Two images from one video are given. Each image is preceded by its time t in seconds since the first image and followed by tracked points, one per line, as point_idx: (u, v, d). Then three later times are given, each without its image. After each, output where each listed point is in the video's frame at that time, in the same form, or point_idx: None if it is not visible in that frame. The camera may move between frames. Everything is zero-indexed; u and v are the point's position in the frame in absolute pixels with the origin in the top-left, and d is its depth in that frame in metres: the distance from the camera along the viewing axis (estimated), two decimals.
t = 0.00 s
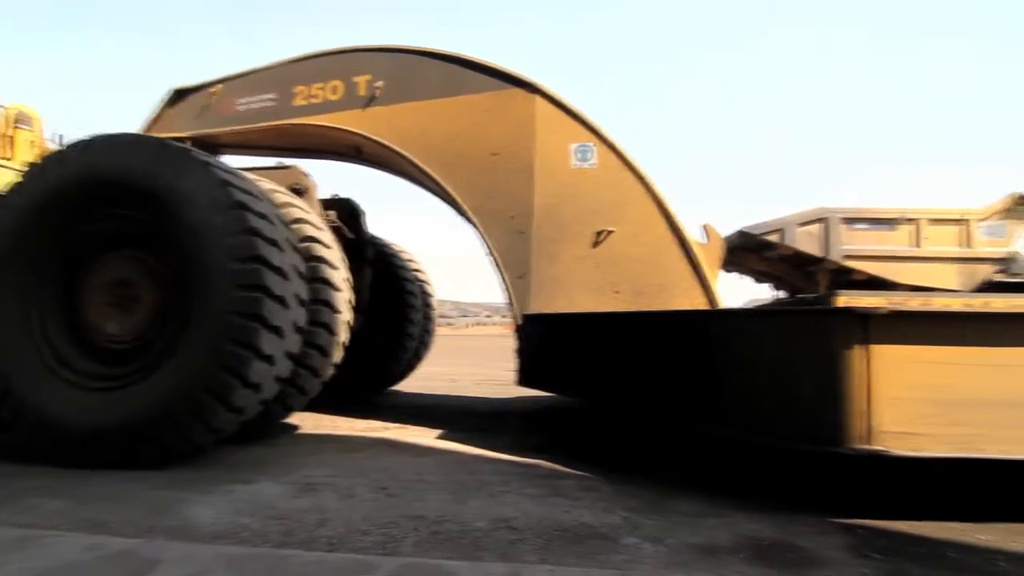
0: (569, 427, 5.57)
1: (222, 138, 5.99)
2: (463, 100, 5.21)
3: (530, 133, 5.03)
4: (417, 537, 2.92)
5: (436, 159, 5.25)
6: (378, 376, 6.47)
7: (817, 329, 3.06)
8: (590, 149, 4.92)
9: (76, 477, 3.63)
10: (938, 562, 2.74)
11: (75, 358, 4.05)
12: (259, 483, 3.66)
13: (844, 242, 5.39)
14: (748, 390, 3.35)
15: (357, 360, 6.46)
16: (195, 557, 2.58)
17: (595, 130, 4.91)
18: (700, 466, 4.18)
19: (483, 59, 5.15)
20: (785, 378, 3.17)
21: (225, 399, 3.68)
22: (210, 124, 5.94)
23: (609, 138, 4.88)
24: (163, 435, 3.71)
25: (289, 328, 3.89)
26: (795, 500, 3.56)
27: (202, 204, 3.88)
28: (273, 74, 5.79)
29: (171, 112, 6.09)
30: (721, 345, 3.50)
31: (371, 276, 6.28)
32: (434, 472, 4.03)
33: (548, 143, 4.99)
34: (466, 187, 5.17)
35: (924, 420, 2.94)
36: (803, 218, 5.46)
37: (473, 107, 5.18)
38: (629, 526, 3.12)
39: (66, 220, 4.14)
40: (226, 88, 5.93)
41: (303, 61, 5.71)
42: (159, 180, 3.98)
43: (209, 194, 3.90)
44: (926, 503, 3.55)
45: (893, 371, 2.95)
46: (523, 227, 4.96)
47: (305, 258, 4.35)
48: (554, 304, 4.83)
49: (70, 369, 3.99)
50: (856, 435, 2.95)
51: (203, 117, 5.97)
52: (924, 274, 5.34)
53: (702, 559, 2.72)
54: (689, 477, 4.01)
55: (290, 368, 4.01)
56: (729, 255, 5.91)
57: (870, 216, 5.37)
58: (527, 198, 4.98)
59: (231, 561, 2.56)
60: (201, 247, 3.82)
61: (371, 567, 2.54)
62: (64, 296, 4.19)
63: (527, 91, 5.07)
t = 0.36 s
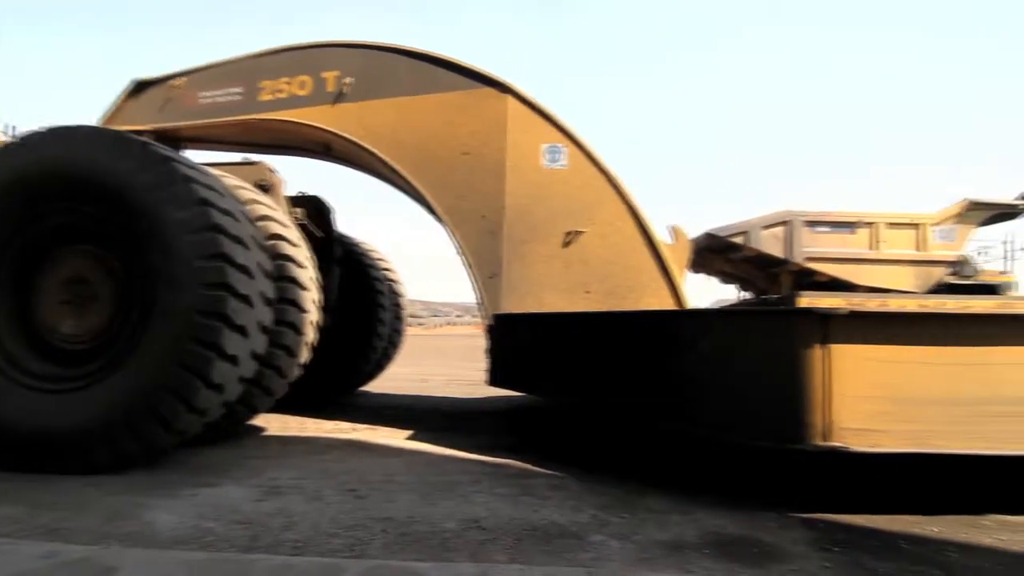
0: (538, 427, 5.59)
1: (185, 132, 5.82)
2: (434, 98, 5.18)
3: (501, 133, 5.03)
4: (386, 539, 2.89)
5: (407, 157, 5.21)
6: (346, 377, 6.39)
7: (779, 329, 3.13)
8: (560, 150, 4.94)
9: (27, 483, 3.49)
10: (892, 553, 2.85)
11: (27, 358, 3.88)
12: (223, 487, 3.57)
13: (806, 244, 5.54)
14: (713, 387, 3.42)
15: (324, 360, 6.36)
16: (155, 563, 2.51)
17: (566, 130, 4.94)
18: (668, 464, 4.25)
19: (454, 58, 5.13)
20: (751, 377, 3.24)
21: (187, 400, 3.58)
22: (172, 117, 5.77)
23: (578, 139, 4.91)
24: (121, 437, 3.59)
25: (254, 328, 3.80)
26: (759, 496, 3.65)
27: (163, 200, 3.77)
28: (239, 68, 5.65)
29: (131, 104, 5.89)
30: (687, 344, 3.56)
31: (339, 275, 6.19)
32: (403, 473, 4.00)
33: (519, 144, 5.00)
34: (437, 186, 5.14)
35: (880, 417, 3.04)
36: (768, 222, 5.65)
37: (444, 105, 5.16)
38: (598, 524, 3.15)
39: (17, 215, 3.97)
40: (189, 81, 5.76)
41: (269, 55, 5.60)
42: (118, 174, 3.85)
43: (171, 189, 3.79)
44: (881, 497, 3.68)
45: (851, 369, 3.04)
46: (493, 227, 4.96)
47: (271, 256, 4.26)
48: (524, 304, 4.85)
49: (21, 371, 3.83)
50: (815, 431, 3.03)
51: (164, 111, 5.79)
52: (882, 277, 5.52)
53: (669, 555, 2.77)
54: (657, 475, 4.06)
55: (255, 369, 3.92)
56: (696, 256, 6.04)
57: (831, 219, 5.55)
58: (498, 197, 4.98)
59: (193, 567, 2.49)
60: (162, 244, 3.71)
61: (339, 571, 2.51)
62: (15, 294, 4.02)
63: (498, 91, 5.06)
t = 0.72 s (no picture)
0: (515, 427, 5.60)
1: (153, 127, 5.67)
2: (411, 96, 5.14)
3: (478, 133, 5.02)
4: (360, 541, 2.86)
5: (383, 155, 5.17)
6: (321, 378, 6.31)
7: (751, 329, 3.19)
8: (537, 150, 4.95)
9: None
10: (858, 548, 2.92)
11: None
12: (191, 490, 3.49)
13: (778, 246, 5.70)
14: (688, 387, 3.46)
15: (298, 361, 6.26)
16: (120, 569, 2.44)
17: (542, 131, 4.95)
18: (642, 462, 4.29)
19: (431, 56, 5.10)
20: (724, 376, 3.29)
21: (154, 402, 3.48)
22: (140, 111, 5.61)
23: (555, 139, 4.93)
24: (85, 440, 3.48)
25: (225, 328, 3.72)
26: (731, 494, 3.70)
27: (130, 196, 3.67)
28: (209, 62, 5.53)
29: (96, 98, 5.72)
30: (662, 344, 3.59)
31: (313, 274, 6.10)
32: (378, 474, 3.96)
33: (496, 144, 5.00)
34: (414, 184, 5.11)
35: (848, 414, 3.11)
36: (740, 224, 5.78)
37: (420, 104, 5.13)
38: (573, 523, 3.16)
39: None
40: (157, 75, 5.62)
41: (241, 50, 5.49)
42: (82, 170, 3.74)
43: (138, 186, 3.69)
44: (849, 493, 3.77)
45: (820, 368, 3.11)
46: (470, 226, 4.95)
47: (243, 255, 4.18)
48: (501, 305, 4.85)
49: None
50: (786, 429, 3.09)
51: (131, 105, 5.64)
52: (850, 278, 5.69)
53: (642, 553, 2.80)
54: (632, 474, 4.10)
55: (225, 370, 3.83)
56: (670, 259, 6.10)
57: (801, 222, 5.70)
58: (474, 197, 4.97)
59: (159, 572, 2.43)
60: (129, 242, 3.61)
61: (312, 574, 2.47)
62: None
63: (476, 90, 5.05)
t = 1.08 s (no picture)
0: (491, 427, 5.59)
1: (120, 121, 5.52)
2: (387, 94, 5.10)
3: (455, 132, 5.00)
4: (332, 544, 2.82)
5: (358, 154, 5.12)
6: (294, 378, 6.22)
7: (724, 329, 3.23)
8: (514, 150, 4.95)
9: None
10: (826, 542, 2.99)
11: None
12: (159, 494, 3.40)
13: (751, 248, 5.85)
14: (664, 385, 3.51)
15: (271, 362, 6.16)
16: None
17: (519, 131, 4.96)
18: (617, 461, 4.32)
19: (407, 54, 5.06)
20: (698, 375, 3.33)
21: (120, 404, 3.38)
22: (106, 105, 5.46)
23: (532, 139, 4.93)
24: (46, 444, 3.37)
25: (195, 328, 3.63)
26: (704, 492, 3.76)
27: (96, 192, 3.56)
28: (179, 55, 5.40)
29: (60, 90, 5.54)
30: (637, 343, 3.63)
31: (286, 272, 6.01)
32: (353, 475, 3.92)
33: (473, 143, 4.98)
34: (390, 184, 5.07)
35: (817, 412, 3.18)
36: (713, 226, 5.86)
37: (396, 102, 5.09)
38: (548, 522, 3.17)
39: None
40: (125, 67, 5.47)
41: (212, 43, 5.37)
42: (45, 164, 3.62)
43: (104, 181, 3.59)
44: (818, 489, 3.87)
45: (790, 367, 3.17)
46: (447, 226, 4.93)
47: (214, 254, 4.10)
48: (477, 305, 4.86)
49: None
50: (756, 427, 3.14)
51: (97, 98, 5.48)
52: (819, 279, 5.84)
53: (616, 551, 2.82)
54: (607, 473, 4.13)
55: (195, 370, 3.75)
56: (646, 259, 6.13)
57: (773, 224, 5.87)
58: (451, 196, 4.95)
59: None
60: (95, 239, 3.51)
61: None
62: None
63: (452, 89, 5.03)
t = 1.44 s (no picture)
0: (468, 427, 5.58)
1: (87, 115, 5.37)
2: (364, 92, 5.05)
3: (434, 131, 4.97)
4: (307, 546, 2.79)
5: (335, 151, 5.06)
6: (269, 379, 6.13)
7: (699, 329, 3.28)
8: (492, 150, 4.95)
9: None
10: (797, 538, 3.05)
11: None
12: (127, 498, 3.32)
13: (726, 249, 5.98)
14: (642, 384, 3.54)
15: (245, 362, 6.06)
16: None
17: (497, 130, 4.95)
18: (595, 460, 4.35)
19: (385, 52, 5.02)
20: (673, 374, 3.38)
21: (87, 405, 3.29)
22: (73, 98, 5.30)
23: (511, 139, 4.93)
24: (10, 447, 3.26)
25: (166, 327, 3.54)
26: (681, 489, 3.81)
27: (62, 188, 3.47)
28: (150, 48, 5.27)
29: (24, 82, 5.37)
30: (615, 343, 3.66)
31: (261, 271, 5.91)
32: (328, 477, 3.87)
33: (451, 142, 4.96)
34: (367, 182, 5.02)
35: (789, 410, 3.25)
36: (690, 226, 5.95)
37: (374, 100, 5.04)
38: (525, 521, 3.18)
39: None
40: (92, 60, 5.32)
41: (185, 37, 5.26)
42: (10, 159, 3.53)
43: (70, 177, 3.49)
44: (789, 485, 3.95)
45: (763, 366, 3.22)
46: (425, 225, 4.91)
47: (186, 252, 4.01)
48: (455, 304, 4.85)
49: None
50: (730, 425, 3.19)
51: (63, 91, 5.32)
52: (791, 280, 5.99)
53: (593, 549, 2.84)
54: (585, 472, 4.15)
55: (165, 371, 3.66)
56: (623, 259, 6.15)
57: (747, 226, 6.00)
58: (429, 195, 4.93)
59: None
60: (61, 236, 3.41)
61: None
62: None
63: (431, 87, 5.00)
